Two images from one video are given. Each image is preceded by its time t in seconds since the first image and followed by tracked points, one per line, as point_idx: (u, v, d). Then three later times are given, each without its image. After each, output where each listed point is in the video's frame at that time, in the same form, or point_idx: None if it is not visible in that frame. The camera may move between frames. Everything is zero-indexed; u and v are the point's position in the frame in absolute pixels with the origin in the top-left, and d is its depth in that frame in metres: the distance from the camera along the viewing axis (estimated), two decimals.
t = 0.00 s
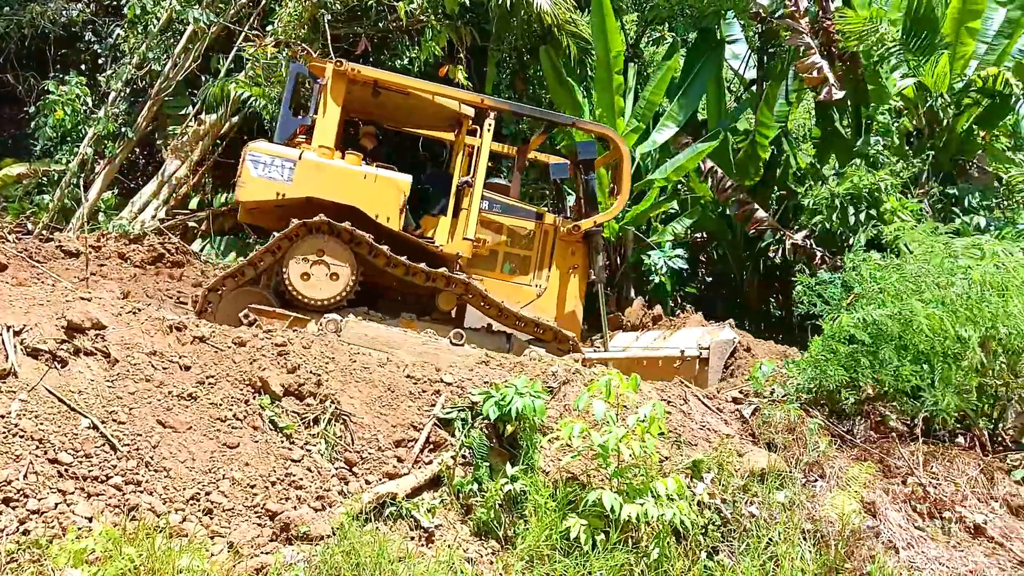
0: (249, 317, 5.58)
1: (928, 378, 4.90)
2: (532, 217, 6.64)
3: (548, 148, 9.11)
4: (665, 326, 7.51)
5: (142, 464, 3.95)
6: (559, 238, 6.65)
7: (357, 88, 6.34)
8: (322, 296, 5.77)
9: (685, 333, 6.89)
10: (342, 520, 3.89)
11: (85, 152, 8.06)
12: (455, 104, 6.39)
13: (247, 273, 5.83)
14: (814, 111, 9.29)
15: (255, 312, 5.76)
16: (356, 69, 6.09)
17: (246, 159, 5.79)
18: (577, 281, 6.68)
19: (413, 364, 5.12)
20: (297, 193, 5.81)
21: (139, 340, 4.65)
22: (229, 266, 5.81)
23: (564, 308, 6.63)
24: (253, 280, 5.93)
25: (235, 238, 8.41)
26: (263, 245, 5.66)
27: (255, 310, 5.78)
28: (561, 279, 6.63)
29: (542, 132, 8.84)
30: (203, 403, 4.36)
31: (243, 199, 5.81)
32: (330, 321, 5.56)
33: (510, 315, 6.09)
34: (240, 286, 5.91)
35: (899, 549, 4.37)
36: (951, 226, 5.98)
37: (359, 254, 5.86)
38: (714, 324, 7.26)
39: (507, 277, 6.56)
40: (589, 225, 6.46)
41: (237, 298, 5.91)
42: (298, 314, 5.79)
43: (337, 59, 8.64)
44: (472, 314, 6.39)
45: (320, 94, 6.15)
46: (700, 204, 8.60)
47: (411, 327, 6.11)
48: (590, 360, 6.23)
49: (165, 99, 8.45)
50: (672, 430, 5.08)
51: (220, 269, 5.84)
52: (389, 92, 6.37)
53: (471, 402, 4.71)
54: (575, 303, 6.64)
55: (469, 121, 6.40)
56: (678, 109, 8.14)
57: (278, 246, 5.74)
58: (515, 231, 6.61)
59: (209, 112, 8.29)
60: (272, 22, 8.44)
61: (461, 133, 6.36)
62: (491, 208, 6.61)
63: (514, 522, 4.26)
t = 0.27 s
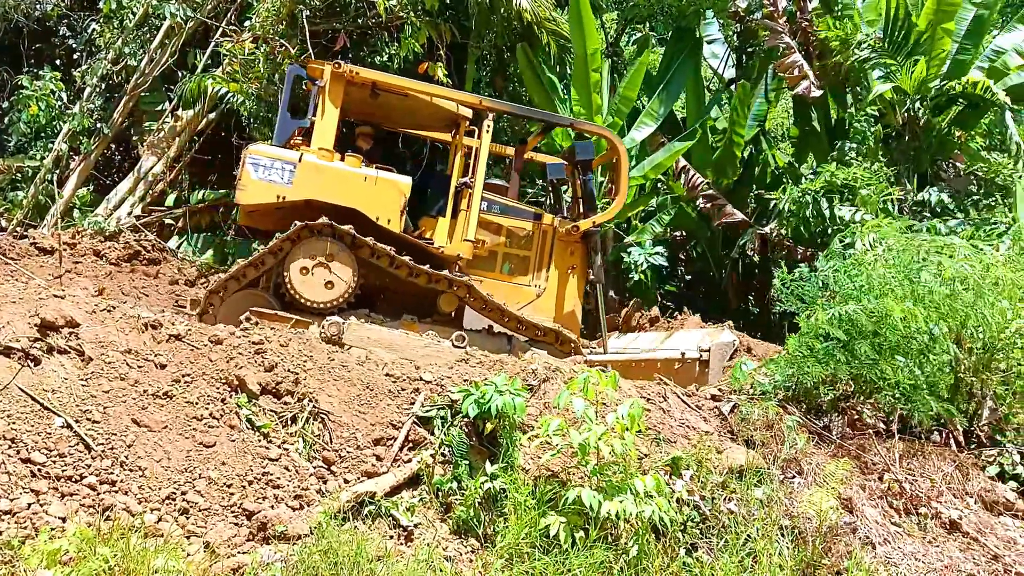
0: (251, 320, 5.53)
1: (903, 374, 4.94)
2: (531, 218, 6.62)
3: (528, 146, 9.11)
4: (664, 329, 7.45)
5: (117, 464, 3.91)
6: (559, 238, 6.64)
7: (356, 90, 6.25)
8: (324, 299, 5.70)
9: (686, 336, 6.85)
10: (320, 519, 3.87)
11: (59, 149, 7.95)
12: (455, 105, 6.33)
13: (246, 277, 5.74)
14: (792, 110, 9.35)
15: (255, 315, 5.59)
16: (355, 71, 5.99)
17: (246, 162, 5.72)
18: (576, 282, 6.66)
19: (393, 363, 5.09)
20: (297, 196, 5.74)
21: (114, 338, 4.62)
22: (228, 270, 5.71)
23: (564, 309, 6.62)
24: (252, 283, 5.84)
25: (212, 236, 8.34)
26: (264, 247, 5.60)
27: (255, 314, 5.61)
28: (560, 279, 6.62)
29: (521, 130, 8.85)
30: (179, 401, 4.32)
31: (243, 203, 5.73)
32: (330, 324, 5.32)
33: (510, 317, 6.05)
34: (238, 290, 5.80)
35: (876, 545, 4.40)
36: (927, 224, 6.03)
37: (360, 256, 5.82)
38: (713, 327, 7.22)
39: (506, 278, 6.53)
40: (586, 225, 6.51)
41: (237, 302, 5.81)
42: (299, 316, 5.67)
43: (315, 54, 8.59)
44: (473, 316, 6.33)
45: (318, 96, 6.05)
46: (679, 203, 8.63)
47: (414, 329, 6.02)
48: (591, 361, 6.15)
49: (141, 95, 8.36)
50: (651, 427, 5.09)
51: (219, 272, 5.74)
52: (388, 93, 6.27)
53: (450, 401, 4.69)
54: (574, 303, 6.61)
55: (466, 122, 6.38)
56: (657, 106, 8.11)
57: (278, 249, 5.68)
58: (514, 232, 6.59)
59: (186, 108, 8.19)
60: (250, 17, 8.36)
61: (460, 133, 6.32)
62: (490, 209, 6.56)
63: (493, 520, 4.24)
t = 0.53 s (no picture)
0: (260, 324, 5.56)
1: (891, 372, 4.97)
2: (537, 221, 6.51)
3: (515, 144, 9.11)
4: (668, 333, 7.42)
5: (99, 463, 3.89)
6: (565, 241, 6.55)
7: (363, 92, 6.20)
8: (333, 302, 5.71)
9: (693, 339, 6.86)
10: (304, 519, 3.85)
11: (42, 145, 7.89)
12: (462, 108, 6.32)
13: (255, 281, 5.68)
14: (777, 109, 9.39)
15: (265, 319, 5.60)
16: (363, 75, 5.93)
17: (254, 166, 5.74)
18: (582, 284, 6.59)
19: (378, 361, 5.06)
20: (306, 200, 5.75)
21: (96, 337, 4.59)
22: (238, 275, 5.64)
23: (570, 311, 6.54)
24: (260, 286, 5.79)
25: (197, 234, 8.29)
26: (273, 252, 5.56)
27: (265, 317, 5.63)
28: (566, 282, 6.53)
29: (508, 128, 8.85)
30: (162, 400, 4.29)
31: (252, 206, 5.75)
32: (341, 328, 5.15)
33: (517, 321, 6.04)
34: (247, 294, 5.74)
35: (860, 542, 4.41)
36: (910, 222, 6.06)
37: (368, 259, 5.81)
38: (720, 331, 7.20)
39: (512, 280, 6.44)
40: (592, 228, 6.41)
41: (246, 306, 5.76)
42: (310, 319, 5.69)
43: (301, 51, 8.57)
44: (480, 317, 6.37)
45: (325, 99, 6.01)
46: (665, 202, 8.65)
47: (420, 331, 6.10)
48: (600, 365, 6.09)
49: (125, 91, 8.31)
50: (637, 425, 5.09)
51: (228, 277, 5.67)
52: (395, 96, 6.24)
53: (436, 399, 4.67)
54: (579, 306, 6.54)
55: (472, 125, 6.40)
56: (644, 102, 8.11)
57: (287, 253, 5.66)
58: (520, 234, 6.49)
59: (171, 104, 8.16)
60: (235, 13, 8.31)
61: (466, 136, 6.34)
62: (496, 211, 6.46)
63: (479, 519, 4.22)
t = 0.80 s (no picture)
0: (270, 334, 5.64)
1: (871, 376, 5.02)
2: (543, 229, 6.49)
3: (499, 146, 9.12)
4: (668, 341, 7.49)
5: (79, 467, 3.86)
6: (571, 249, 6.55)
7: (372, 100, 6.18)
8: (340, 310, 5.71)
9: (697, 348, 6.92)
10: (286, 523, 3.84)
11: (23, 146, 7.83)
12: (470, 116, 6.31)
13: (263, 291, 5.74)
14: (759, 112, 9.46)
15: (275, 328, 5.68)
16: (372, 83, 5.91)
17: (265, 174, 5.70)
18: (588, 293, 6.55)
19: (361, 365, 5.04)
20: (316, 209, 5.74)
21: (76, 340, 4.56)
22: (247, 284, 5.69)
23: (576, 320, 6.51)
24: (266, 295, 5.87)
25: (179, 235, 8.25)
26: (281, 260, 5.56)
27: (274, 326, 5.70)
28: (572, 291, 6.49)
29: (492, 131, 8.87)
30: (143, 404, 4.26)
31: (262, 215, 5.73)
32: (350, 334, 5.41)
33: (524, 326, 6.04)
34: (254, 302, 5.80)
35: (842, 544, 4.44)
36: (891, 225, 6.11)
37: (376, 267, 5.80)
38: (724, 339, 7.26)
39: (519, 288, 6.42)
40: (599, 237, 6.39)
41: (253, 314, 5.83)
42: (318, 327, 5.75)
43: (285, 52, 8.57)
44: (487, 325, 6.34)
45: (335, 108, 5.98)
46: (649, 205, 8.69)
47: (429, 339, 6.06)
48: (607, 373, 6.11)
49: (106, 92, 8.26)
50: (621, 428, 5.10)
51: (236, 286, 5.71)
52: (404, 106, 6.22)
53: (420, 402, 4.65)
54: (585, 316, 6.50)
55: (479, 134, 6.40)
56: (629, 104, 8.18)
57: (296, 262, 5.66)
58: (526, 242, 6.48)
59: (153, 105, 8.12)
60: (218, 14, 8.26)
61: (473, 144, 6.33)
62: (503, 220, 6.44)
63: (463, 523, 4.21)
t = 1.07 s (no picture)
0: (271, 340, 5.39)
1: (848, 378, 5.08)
2: (544, 236, 6.48)
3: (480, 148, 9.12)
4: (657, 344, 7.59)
5: (54, 472, 3.85)
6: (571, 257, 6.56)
7: (375, 107, 6.20)
8: (346, 317, 5.72)
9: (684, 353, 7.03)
10: (263, 527, 3.83)
11: None
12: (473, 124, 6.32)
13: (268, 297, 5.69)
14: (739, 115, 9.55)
15: (278, 335, 5.57)
16: (376, 91, 5.90)
17: (270, 181, 5.75)
18: (588, 300, 6.60)
19: (340, 367, 5.01)
20: (320, 215, 5.78)
21: (52, 342, 4.52)
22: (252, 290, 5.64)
23: (575, 327, 6.56)
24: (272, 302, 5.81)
25: (157, 236, 8.18)
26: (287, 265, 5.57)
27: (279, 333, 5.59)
28: (572, 298, 6.54)
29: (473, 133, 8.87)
30: (119, 407, 4.24)
31: (267, 221, 5.77)
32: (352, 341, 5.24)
33: (527, 332, 6.10)
34: (259, 309, 5.75)
35: (819, 544, 4.49)
36: (868, 227, 6.16)
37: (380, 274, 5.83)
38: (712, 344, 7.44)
39: (520, 295, 6.43)
40: (600, 245, 6.38)
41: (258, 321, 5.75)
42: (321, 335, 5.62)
43: (264, 52, 8.52)
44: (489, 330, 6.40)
45: (340, 115, 6.01)
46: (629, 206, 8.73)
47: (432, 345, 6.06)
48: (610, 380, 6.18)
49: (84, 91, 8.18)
50: (601, 429, 5.11)
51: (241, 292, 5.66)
52: (407, 113, 6.26)
53: (400, 405, 4.62)
54: (584, 323, 6.57)
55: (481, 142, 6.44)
56: (609, 107, 8.17)
57: (301, 268, 5.67)
58: (527, 249, 6.46)
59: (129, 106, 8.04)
60: (197, 14, 8.18)
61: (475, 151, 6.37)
62: (505, 227, 6.40)
63: (442, 525, 4.20)
